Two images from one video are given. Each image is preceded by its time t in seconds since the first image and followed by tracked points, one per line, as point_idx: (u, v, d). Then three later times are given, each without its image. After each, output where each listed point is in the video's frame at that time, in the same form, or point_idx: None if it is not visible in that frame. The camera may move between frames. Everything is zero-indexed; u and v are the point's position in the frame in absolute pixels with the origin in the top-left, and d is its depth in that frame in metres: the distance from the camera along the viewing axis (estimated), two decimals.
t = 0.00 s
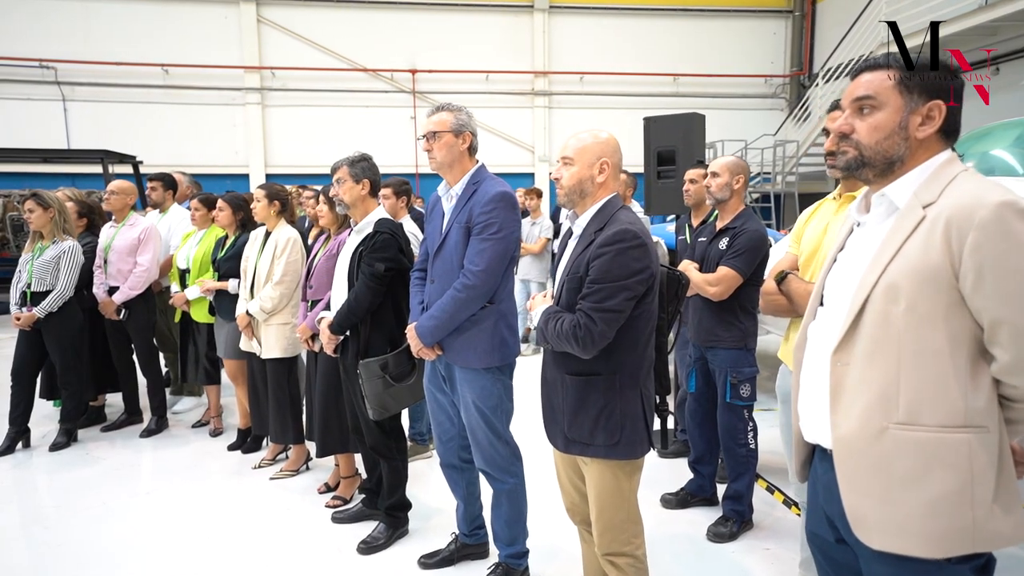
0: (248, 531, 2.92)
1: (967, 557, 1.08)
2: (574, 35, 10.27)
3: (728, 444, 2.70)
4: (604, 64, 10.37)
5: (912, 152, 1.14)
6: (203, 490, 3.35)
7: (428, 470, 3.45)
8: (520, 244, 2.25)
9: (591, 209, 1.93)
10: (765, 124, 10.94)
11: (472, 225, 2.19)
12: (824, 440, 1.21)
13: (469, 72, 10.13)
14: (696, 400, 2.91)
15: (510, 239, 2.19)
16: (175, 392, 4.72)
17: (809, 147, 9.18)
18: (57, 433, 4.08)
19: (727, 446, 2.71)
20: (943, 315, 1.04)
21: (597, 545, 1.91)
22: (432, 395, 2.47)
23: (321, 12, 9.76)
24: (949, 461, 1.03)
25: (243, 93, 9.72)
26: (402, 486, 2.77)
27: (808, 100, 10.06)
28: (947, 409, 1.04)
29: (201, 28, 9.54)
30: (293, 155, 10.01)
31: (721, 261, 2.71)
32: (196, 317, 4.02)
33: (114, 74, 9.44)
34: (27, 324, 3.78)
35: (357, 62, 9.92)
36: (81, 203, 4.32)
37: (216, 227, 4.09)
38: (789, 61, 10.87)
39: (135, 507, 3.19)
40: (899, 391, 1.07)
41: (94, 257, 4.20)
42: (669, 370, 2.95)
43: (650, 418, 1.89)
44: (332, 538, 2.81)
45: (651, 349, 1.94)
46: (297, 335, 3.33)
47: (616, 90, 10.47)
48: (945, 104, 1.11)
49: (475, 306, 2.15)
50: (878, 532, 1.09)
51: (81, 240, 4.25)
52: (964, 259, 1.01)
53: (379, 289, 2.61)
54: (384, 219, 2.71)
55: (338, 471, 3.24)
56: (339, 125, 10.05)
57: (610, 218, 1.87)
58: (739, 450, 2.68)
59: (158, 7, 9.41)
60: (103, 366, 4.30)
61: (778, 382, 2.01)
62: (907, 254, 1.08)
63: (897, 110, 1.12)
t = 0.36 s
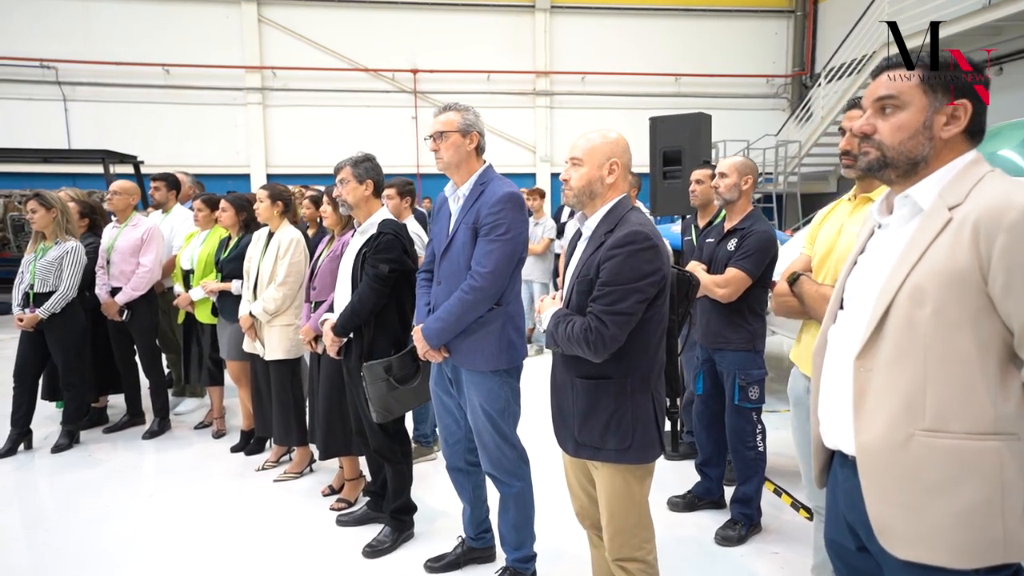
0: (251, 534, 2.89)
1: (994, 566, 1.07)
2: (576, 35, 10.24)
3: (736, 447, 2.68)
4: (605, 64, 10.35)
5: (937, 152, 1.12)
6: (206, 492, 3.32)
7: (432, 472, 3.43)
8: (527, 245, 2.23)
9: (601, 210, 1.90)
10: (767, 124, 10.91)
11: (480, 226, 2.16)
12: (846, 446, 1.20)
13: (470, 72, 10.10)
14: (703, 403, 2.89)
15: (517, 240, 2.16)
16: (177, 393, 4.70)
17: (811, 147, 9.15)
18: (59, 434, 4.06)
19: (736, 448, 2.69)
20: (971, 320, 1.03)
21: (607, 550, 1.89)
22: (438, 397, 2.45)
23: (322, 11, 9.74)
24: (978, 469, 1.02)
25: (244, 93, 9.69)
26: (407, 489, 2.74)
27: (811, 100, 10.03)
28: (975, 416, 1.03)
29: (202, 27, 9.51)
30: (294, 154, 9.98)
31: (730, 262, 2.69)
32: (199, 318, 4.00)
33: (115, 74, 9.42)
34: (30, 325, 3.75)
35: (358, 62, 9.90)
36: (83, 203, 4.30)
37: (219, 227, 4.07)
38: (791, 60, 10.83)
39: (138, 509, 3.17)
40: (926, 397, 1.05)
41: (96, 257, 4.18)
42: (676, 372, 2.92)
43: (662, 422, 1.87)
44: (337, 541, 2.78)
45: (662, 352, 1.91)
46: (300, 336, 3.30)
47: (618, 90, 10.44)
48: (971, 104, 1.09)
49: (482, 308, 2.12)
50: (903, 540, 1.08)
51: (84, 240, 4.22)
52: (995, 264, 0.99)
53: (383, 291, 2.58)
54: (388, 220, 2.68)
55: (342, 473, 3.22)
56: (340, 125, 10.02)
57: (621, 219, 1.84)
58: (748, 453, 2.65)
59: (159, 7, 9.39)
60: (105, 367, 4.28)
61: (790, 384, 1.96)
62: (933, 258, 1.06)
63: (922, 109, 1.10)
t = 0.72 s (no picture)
0: (258, 536, 2.88)
1: None
2: (578, 35, 10.22)
3: (746, 450, 2.66)
4: (607, 64, 10.33)
5: (964, 155, 1.10)
6: (211, 494, 3.31)
7: (439, 475, 3.42)
8: (538, 247, 2.21)
9: (613, 213, 1.88)
10: (769, 124, 10.89)
11: (491, 229, 2.15)
12: (871, 453, 1.18)
13: (472, 72, 10.08)
14: (712, 405, 2.88)
15: (528, 242, 2.15)
16: (181, 395, 4.68)
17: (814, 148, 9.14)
18: (63, 436, 4.04)
19: (746, 451, 2.67)
20: (1003, 326, 1.01)
21: (621, 556, 1.87)
22: (447, 400, 2.44)
23: (324, 11, 9.72)
24: (1009, 478, 1.01)
25: (245, 93, 9.68)
26: (414, 493, 2.72)
27: (813, 101, 10.02)
28: (1007, 424, 1.01)
29: (203, 27, 9.49)
30: (296, 154, 9.95)
31: (740, 263, 2.67)
32: (205, 319, 3.98)
33: (117, 74, 9.40)
34: (33, 327, 3.74)
35: (360, 62, 9.88)
36: (87, 203, 4.28)
37: (224, 228, 4.06)
38: (793, 60, 10.80)
39: (143, 511, 3.16)
40: (955, 405, 1.04)
41: (101, 259, 4.16)
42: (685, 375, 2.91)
43: (676, 426, 1.85)
44: (345, 545, 2.77)
45: (676, 356, 1.90)
46: (306, 338, 3.28)
47: (620, 90, 10.42)
48: (1000, 106, 1.08)
49: (493, 311, 2.11)
50: (931, 550, 1.07)
51: (88, 241, 4.21)
52: None
53: (389, 294, 2.56)
54: (394, 222, 2.65)
55: (349, 476, 3.20)
56: (341, 125, 10.01)
57: (634, 222, 1.82)
58: (758, 456, 2.64)
59: (160, 7, 9.37)
60: (109, 369, 4.26)
61: (806, 386, 1.94)
62: (962, 262, 1.05)
63: (949, 112, 1.08)
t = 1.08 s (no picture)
0: (264, 538, 2.87)
1: None
2: (579, 35, 10.21)
3: (755, 453, 2.65)
4: (609, 64, 10.31)
5: (992, 157, 1.09)
6: (217, 496, 3.30)
7: (445, 478, 3.40)
8: (548, 249, 2.19)
9: (627, 214, 1.86)
10: (771, 124, 10.87)
11: (501, 230, 2.14)
12: (896, 459, 1.17)
13: (474, 72, 10.06)
14: (721, 407, 2.86)
15: (539, 244, 2.13)
16: (185, 396, 4.67)
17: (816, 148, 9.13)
18: (68, 438, 4.03)
19: (755, 454, 2.65)
20: None
21: (634, 561, 1.85)
22: (456, 403, 2.42)
23: (325, 11, 9.70)
24: None
25: (247, 93, 9.66)
26: (421, 495, 2.71)
27: (815, 101, 10.00)
28: None
29: (204, 28, 9.47)
30: (298, 155, 9.94)
31: (749, 265, 2.66)
32: (209, 321, 3.97)
33: (118, 74, 9.38)
34: (38, 328, 3.73)
35: (362, 62, 9.86)
36: (91, 204, 4.27)
37: (228, 229, 4.05)
38: (795, 60, 10.78)
39: (148, 513, 3.14)
40: (984, 412, 1.01)
41: (104, 260, 4.15)
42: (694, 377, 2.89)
43: (689, 430, 1.83)
44: (352, 548, 2.75)
45: (690, 359, 1.88)
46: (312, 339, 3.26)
47: (622, 90, 10.41)
48: None
49: (504, 313, 2.09)
50: (959, 559, 1.06)
51: (92, 242, 4.19)
52: None
53: (395, 296, 2.54)
54: (399, 224, 2.63)
55: (355, 478, 3.19)
56: (343, 125, 9.99)
57: (648, 224, 1.81)
58: (767, 459, 2.62)
59: (161, 7, 9.35)
60: (113, 370, 4.25)
61: (820, 388, 1.92)
62: (990, 265, 1.02)
63: (977, 113, 1.07)
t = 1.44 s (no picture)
0: (270, 539, 2.85)
1: None
2: (581, 35, 10.19)
3: (764, 453, 2.63)
4: (610, 64, 10.30)
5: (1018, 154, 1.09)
6: (221, 497, 3.28)
7: (450, 479, 3.38)
8: (558, 249, 2.18)
9: (639, 214, 1.85)
10: (773, 124, 10.86)
11: (511, 230, 2.12)
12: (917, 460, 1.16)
13: (475, 72, 10.05)
14: (729, 408, 2.85)
15: (549, 244, 2.12)
16: (188, 396, 4.66)
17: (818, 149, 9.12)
18: (72, 438, 4.02)
19: (764, 455, 2.64)
20: None
21: (645, 563, 1.84)
22: (465, 403, 2.41)
23: (326, 11, 9.68)
24: None
25: (248, 93, 9.64)
26: (428, 496, 2.69)
27: (818, 101, 9.98)
28: None
29: (206, 27, 9.45)
30: (299, 155, 9.92)
31: (758, 264, 2.64)
32: (213, 321, 3.96)
33: (120, 73, 9.36)
34: (42, 328, 3.71)
35: (363, 62, 9.85)
36: (94, 204, 4.25)
37: (231, 229, 4.03)
38: (797, 60, 10.76)
39: (153, 513, 3.13)
40: (1010, 413, 1.00)
41: (108, 260, 4.14)
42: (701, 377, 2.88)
43: (702, 431, 1.82)
44: (358, 548, 2.74)
45: (702, 360, 1.86)
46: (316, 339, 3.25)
47: (624, 90, 10.39)
48: None
49: (513, 313, 2.08)
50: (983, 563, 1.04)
51: (96, 242, 4.18)
52: None
53: (400, 296, 2.53)
54: (404, 223, 2.61)
55: (361, 478, 3.18)
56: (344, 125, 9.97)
57: (660, 223, 1.79)
58: (776, 460, 2.60)
59: (162, 6, 9.34)
60: (116, 370, 4.24)
61: (832, 388, 1.90)
62: (1017, 264, 1.01)
63: (1004, 110, 1.07)
